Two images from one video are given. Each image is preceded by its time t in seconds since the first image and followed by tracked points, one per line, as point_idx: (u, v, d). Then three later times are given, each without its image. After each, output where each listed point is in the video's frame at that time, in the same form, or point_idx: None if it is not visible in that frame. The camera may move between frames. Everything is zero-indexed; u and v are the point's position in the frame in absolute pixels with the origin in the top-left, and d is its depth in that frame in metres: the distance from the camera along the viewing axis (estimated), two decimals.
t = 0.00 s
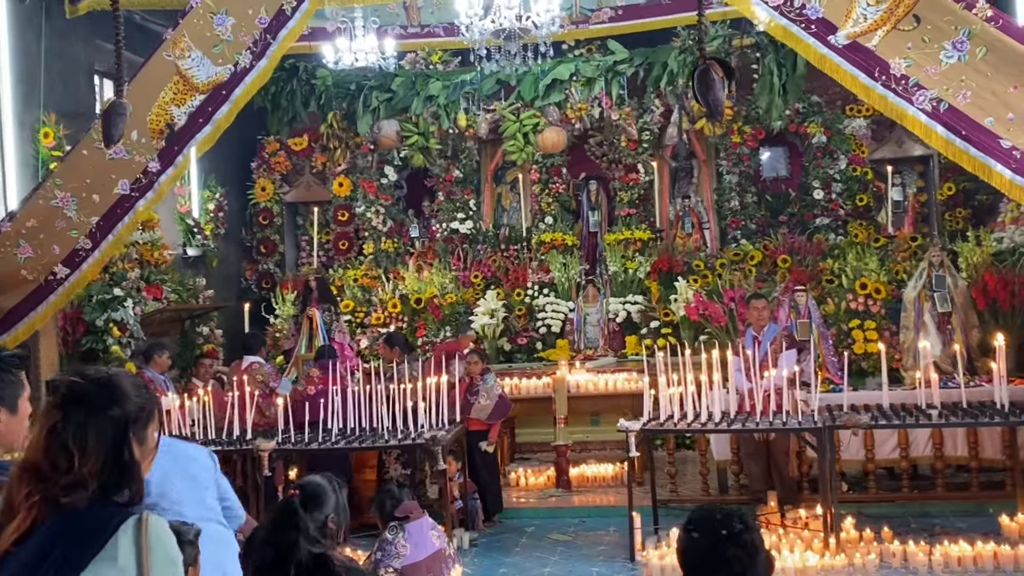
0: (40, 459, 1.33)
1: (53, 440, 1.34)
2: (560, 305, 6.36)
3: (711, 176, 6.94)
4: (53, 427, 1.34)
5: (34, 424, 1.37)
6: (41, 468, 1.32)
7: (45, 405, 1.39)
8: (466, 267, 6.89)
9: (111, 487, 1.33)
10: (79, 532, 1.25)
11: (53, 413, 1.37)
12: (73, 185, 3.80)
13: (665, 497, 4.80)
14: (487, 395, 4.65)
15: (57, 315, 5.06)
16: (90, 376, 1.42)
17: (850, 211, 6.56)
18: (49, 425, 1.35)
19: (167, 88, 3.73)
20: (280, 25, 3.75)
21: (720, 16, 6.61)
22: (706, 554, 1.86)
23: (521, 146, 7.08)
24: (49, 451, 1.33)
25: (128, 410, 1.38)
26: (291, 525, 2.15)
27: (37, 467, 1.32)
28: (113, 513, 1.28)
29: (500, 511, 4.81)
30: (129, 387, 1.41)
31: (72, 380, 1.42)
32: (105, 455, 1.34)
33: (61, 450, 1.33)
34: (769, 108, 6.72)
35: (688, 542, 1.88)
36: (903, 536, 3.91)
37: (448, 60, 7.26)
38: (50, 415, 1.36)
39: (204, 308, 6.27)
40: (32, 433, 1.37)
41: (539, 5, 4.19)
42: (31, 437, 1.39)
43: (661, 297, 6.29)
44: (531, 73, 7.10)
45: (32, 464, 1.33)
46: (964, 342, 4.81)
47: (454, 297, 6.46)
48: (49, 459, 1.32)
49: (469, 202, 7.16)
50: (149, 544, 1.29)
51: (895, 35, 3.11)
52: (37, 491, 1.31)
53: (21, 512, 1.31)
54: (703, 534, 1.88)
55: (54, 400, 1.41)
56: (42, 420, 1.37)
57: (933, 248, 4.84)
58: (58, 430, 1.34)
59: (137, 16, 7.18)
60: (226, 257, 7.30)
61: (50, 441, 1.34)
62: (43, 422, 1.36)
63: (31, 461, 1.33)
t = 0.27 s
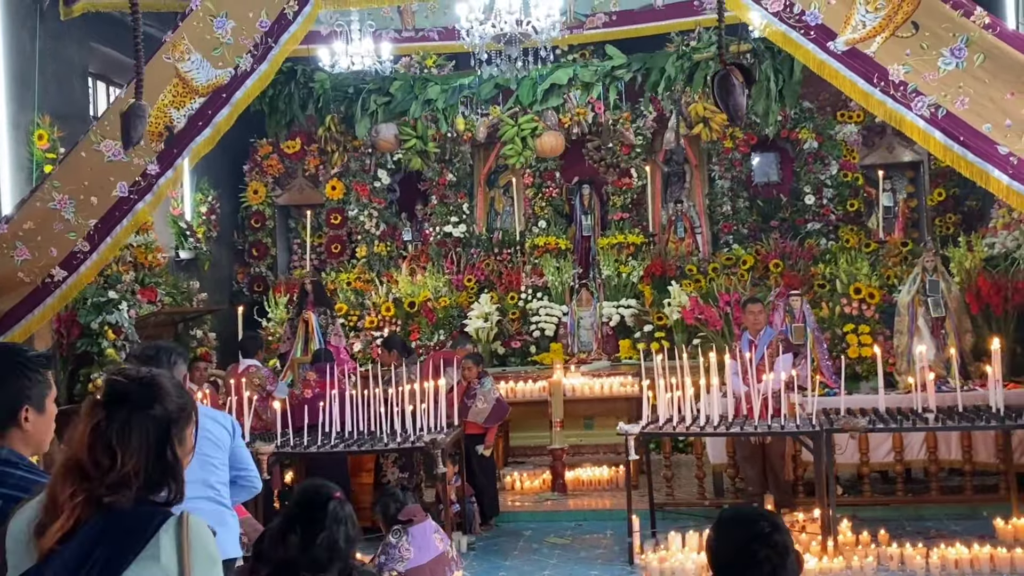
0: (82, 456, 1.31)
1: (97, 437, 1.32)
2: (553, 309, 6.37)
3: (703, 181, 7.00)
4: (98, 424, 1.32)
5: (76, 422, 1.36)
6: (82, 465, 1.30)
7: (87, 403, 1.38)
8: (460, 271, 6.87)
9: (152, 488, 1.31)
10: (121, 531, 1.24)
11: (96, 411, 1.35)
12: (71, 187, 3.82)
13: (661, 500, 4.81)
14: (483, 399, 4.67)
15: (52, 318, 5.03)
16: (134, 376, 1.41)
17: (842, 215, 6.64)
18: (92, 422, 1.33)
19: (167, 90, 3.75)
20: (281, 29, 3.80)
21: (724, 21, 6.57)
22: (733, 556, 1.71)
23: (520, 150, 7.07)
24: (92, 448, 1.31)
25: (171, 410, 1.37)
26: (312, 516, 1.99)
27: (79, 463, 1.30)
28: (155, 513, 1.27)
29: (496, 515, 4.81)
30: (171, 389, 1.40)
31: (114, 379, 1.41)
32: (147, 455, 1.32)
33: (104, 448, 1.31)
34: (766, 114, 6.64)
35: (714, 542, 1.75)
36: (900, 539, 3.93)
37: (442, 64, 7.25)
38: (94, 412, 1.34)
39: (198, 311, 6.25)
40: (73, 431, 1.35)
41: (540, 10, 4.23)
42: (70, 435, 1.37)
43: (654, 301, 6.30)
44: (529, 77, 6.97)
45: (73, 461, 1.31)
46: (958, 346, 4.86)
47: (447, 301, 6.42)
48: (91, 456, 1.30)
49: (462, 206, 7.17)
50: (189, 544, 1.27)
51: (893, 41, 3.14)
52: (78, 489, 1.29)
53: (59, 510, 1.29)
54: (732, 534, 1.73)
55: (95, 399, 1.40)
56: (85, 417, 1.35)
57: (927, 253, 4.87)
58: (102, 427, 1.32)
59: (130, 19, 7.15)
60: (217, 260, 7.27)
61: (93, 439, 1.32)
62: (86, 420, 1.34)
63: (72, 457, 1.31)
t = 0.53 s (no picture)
0: (114, 457, 1.37)
1: (129, 438, 1.38)
2: (544, 313, 6.35)
3: (692, 187, 7.02)
4: (130, 425, 1.38)
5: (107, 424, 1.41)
6: (115, 465, 1.36)
7: (117, 406, 1.44)
8: (449, 274, 6.84)
9: (181, 488, 1.38)
10: (152, 528, 1.30)
11: (127, 414, 1.41)
12: (64, 189, 3.83)
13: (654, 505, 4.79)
14: (476, 403, 4.67)
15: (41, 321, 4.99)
16: (161, 381, 1.47)
17: (829, 222, 6.65)
18: (124, 423, 1.39)
19: (162, 93, 3.76)
20: (278, 32, 3.78)
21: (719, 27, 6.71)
22: (754, 558, 1.69)
23: (513, 155, 7.05)
24: (124, 448, 1.37)
25: (199, 413, 1.44)
26: (336, 543, 2.22)
27: (113, 463, 1.36)
28: (182, 512, 1.33)
29: (489, 519, 4.81)
30: (198, 394, 1.47)
31: (142, 384, 1.47)
32: (177, 456, 1.38)
33: (136, 449, 1.37)
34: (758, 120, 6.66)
35: (735, 544, 1.74)
36: (892, 544, 3.95)
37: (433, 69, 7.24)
38: (126, 414, 1.40)
39: (188, 314, 6.21)
40: (104, 433, 1.41)
41: (535, 15, 4.23)
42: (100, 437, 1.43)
43: (644, 306, 6.29)
44: (524, 82, 6.96)
45: (106, 462, 1.37)
46: (948, 353, 4.91)
47: (438, 305, 6.39)
48: (124, 456, 1.36)
49: (452, 210, 7.18)
50: (217, 545, 1.33)
51: (888, 49, 3.17)
52: (111, 488, 1.34)
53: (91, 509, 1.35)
54: (752, 538, 1.72)
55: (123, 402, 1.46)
56: (116, 420, 1.41)
57: (917, 259, 4.90)
58: (134, 428, 1.38)
59: (120, 21, 7.12)
60: (204, 264, 7.24)
61: (126, 440, 1.38)
62: (118, 421, 1.40)
63: (105, 457, 1.37)
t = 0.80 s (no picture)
0: (146, 457, 1.35)
1: (161, 439, 1.36)
2: (534, 317, 6.29)
3: (681, 192, 7.01)
4: (163, 426, 1.36)
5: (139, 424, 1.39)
6: (147, 465, 1.34)
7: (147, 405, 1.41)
8: (439, 279, 6.80)
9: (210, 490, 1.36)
10: (182, 531, 1.28)
11: (159, 413, 1.39)
12: (56, 191, 3.82)
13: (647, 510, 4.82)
14: (468, 407, 4.66)
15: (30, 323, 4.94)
16: (191, 381, 1.45)
17: (818, 227, 6.68)
18: (157, 423, 1.37)
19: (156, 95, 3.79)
20: (275, 35, 3.78)
21: (711, 32, 6.86)
22: (780, 561, 1.54)
23: (509, 159, 7.03)
24: (156, 449, 1.35)
25: (230, 414, 1.42)
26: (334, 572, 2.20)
27: (145, 463, 1.34)
28: (212, 515, 1.32)
29: (481, 524, 4.79)
30: (228, 395, 1.46)
31: (171, 383, 1.44)
32: (208, 458, 1.37)
33: (167, 450, 1.35)
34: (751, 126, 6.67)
35: (759, 546, 1.58)
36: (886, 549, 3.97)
37: (424, 73, 7.26)
38: (158, 414, 1.38)
39: (177, 317, 6.17)
40: (135, 433, 1.38)
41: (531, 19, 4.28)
42: (129, 436, 1.40)
43: (634, 310, 6.30)
44: (518, 87, 7.00)
45: (137, 461, 1.35)
46: (939, 360, 4.95)
47: (427, 309, 6.37)
48: (157, 457, 1.34)
49: (442, 214, 7.17)
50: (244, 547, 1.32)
51: (884, 55, 3.19)
52: (143, 489, 1.33)
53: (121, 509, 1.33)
54: (778, 541, 1.56)
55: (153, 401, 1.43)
56: (147, 419, 1.39)
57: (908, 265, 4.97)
58: (167, 429, 1.36)
59: (109, 22, 7.08)
60: (191, 267, 7.19)
61: (158, 441, 1.36)
62: (150, 421, 1.38)
63: (136, 458, 1.35)
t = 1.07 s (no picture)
0: (188, 454, 1.31)
1: (204, 436, 1.32)
2: (525, 320, 6.30)
3: (672, 197, 7.02)
4: (206, 424, 1.32)
5: (179, 421, 1.35)
6: (189, 463, 1.31)
7: (186, 400, 1.37)
8: (429, 282, 6.78)
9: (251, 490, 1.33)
10: (221, 530, 1.28)
11: (200, 409, 1.35)
12: (51, 192, 3.81)
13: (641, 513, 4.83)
14: (464, 410, 4.61)
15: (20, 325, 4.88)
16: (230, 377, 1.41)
17: (808, 232, 6.66)
18: (200, 421, 1.33)
19: (152, 95, 3.80)
20: (272, 36, 3.78)
21: (703, 37, 6.92)
22: (817, 562, 1.54)
23: (505, 161, 7.01)
24: (198, 446, 1.31)
25: (270, 414, 1.39)
26: None
27: (187, 461, 1.31)
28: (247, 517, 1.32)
29: (475, 527, 4.77)
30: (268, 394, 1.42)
31: (210, 379, 1.40)
32: (248, 458, 1.34)
33: (209, 447, 1.32)
34: (749, 130, 6.61)
35: (793, 547, 1.58)
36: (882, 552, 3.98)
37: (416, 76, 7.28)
38: (200, 411, 1.34)
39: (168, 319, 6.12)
40: (175, 429, 1.34)
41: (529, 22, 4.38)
42: (167, 432, 1.36)
43: (626, 313, 6.31)
44: (514, 89, 6.96)
45: (179, 458, 1.31)
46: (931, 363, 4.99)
47: (418, 311, 6.33)
48: (200, 455, 1.31)
49: (433, 217, 7.10)
50: (283, 547, 1.33)
51: (882, 60, 3.22)
52: (185, 487, 1.29)
53: (162, 507, 1.29)
54: (814, 540, 1.56)
55: (191, 396, 1.39)
56: (188, 415, 1.34)
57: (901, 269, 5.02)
58: (209, 426, 1.33)
59: (99, 23, 7.02)
60: (180, 268, 7.14)
61: (201, 439, 1.32)
62: (191, 417, 1.34)
63: (177, 455, 1.31)
